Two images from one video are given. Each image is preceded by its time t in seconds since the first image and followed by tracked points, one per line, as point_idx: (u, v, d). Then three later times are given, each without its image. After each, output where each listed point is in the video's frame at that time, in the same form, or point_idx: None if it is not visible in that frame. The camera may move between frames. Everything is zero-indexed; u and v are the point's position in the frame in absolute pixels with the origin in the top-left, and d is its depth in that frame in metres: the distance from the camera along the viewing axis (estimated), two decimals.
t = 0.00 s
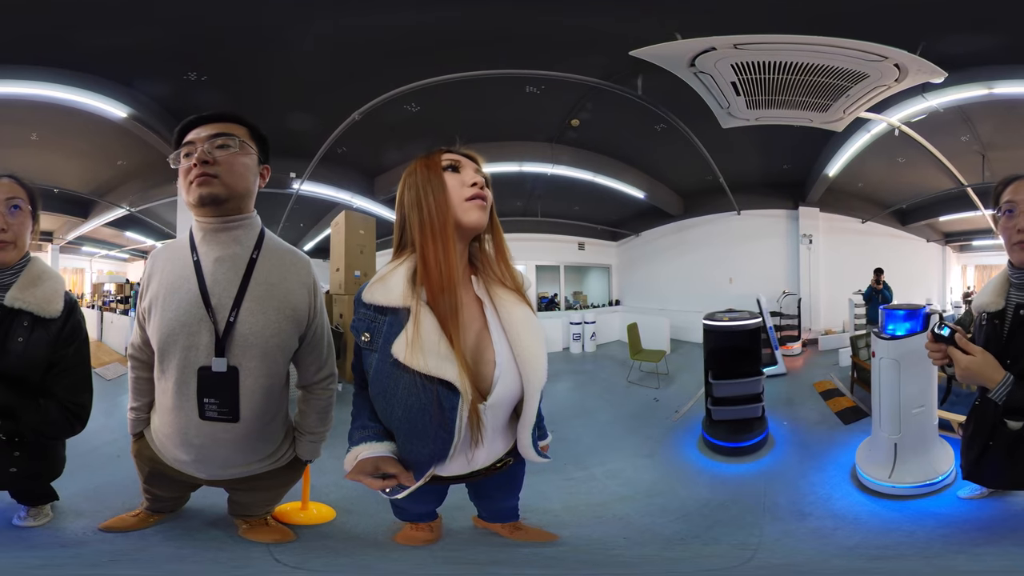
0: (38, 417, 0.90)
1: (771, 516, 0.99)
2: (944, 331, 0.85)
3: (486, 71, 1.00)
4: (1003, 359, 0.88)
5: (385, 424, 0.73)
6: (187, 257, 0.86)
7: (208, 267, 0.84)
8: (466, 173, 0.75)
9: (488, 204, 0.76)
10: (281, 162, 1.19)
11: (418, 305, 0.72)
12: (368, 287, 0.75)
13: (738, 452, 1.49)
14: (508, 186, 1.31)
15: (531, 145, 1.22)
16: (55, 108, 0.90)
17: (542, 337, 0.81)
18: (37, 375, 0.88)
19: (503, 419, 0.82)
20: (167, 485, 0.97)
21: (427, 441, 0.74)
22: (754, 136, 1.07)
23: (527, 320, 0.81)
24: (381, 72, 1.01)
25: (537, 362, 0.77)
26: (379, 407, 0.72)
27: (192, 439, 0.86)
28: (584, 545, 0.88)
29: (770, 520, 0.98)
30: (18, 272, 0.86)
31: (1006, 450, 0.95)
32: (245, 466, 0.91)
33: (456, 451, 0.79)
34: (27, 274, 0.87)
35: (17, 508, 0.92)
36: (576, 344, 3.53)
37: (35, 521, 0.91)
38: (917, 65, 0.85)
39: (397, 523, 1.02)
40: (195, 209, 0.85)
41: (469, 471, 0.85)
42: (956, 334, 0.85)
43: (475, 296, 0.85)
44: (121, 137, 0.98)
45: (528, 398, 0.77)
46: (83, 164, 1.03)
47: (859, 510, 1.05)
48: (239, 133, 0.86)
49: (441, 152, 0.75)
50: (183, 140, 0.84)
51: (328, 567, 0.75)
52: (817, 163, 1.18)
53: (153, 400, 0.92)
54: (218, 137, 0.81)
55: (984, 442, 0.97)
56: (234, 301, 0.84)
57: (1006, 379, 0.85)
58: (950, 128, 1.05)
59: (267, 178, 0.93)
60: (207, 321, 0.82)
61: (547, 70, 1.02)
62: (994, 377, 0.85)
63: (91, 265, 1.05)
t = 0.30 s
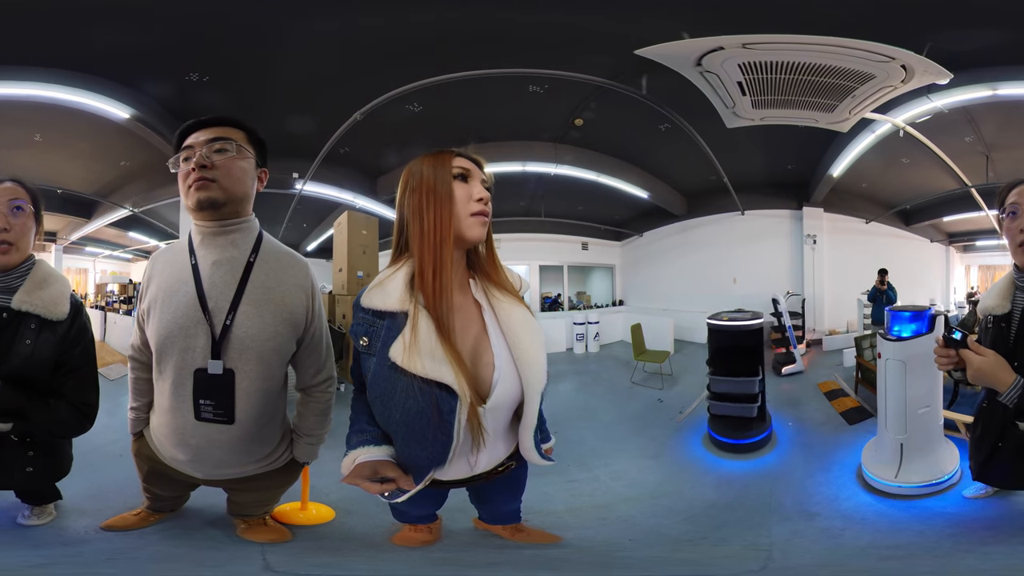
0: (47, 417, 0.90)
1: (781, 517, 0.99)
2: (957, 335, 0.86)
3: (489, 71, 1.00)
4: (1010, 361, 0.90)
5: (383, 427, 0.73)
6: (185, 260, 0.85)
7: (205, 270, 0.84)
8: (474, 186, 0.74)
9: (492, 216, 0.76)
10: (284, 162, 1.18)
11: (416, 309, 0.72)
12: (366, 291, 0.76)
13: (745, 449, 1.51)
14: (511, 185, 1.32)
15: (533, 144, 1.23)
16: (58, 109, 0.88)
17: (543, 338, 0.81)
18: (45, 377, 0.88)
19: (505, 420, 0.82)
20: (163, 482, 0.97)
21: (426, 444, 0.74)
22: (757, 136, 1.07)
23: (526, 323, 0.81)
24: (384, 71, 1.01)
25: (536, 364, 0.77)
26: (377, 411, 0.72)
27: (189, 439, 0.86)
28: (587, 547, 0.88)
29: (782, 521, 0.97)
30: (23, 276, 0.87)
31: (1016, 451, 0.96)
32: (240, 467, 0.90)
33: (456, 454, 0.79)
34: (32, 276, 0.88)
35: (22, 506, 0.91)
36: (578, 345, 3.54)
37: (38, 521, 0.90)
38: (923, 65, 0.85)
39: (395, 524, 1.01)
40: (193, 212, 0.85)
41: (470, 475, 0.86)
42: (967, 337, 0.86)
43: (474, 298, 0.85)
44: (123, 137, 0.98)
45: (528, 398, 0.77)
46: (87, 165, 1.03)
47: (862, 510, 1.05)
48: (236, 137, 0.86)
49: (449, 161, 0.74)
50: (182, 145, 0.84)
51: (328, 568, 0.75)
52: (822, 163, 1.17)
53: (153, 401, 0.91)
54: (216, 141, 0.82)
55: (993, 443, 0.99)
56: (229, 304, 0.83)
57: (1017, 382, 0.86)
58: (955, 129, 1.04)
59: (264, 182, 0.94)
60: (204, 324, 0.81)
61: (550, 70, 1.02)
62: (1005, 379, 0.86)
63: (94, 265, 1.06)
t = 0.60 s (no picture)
0: (53, 417, 0.90)
1: (784, 516, 0.99)
2: (955, 337, 0.87)
3: (492, 70, 1.00)
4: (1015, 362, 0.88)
5: (384, 427, 0.72)
6: (184, 259, 0.85)
7: (204, 269, 0.83)
8: (477, 185, 0.74)
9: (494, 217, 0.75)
10: (284, 162, 1.18)
11: (417, 309, 0.72)
12: (367, 290, 0.76)
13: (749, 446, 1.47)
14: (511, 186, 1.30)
15: (533, 144, 1.21)
16: (58, 109, 0.88)
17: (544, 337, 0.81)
18: (49, 376, 0.88)
19: (506, 420, 0.82)
20: (161, 483, 0.97)
21: (427, 444, 0.74)
22: (758, 137, 1.07)
23: (526, 322, 0.81)
24: (385, 71, 1.01)
25: (537, 364, 0.77)
26: (377, 411, 0.72)
27: (188, 436, 0.85)
28: (589, 547, 0.88)
29: (786, 519, 0.98)
30: (27, 274, 0.86)
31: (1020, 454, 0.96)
32: (238, 466, 0.90)
33: (456, 454, 0.79)
34: (36, 275, 0.87)
35: (21, 506, 0.91)
36: (579, 344, 3.54)
37: (36, 520, 0.90)
38: (923, 65, 0.86)
39: (393, 524, 1.01)
40: (193, 211, 0.85)
41: (470, 476, 0.86)
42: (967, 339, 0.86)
43: (475, 298, 0.85)
44: (123, 137, 0.98)
45: (529, 398, 0.77)
46: (86, 165, 1.02)
47: (864, 509, 1.05)
48: (236, 137, 0.86)
49: (452, 161, 0.73)
50: (181, 144, 0.84)
51: (327, 569, 0.75)
52: (823, 163, 1.17)
53: (153, 399, 0.91)
54: (214, 139, 0.82)
55: (996, 444, 0.99)
56: (229, 302, 0.83)
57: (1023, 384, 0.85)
58: (956, 129, 1.04)
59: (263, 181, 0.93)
60: (202, 321, 0.81)
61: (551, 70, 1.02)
62: (1009, 381, 0.85)
63: (94, 265, 1.05)
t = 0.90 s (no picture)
0: (56, 421, 0.91)
1: (785, 516, 0.99)
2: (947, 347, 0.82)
3: (495, 69, 1.00)
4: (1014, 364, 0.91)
5: (381, 431, 0.73)
6: (180, 262, 0.85)
7: (199, 272, 0.83)
8: (480, 192, 0.73)
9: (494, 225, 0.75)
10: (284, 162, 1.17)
11: (415, 313, 0.72)
12: (365, 293, 0.76)
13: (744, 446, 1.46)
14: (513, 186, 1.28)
15: (535, 144, 1.20)
16: (57, 110, 0.89)
17: (544, 343, 0.80)
18: (45, 379, 0.88)
19: (506, 424, 0.82)
20: (161, 483, 0.97)
21: (425, 448, 0.73)
22: (759, 137, 1.07)
23: (525, 327, 0.81)
24: (387, 72, 1.01)
25: (536, 369, 0.77)
26: (376, 414, 0.72)
27: (182, 437, 0.85)
28: (590, 548, 0.88)
29: (787, 520, 0.98)
30: (24, 276, 0.86)
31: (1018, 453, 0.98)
32: (233, 467, 0.90)
33: (456, 458, 0.79)
34: (33, 276, 0.87)
35: (22, 505, 0.91)
36: (581, 346, 3.54)
37: (38, 519, 0.90)
38: (925, 67, 0.87)
39: (392, 526, 1.01)
40: (190, 213, 0.85)
41: (470, 479, 0.86)
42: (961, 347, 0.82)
43: (475, 302, 0.85)
44: (122, 136, 0.97)
45: (528, 403, 0.76)
46: (86, 166, 1.03)
47: (868, 509, 1.05)
48: (233, 139, 0.86)
49: (454, 165, 0.72)
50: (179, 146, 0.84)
51: (326, 570, 0.74)
52: (824, 163, 1.17)
53: (149, 400, 0.92)
54: (213, 141, 0.82)
55: (996, 442, 1.02)
56: (223, 306, 0.82)
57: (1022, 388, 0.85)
58: (957, 129, 1.05)
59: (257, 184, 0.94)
60: (196, 325, 0.81)
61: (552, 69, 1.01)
62: (1006, 385, 0.84)
63: (95, 265, 1.04)
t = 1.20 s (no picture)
0: (53, 417, 0.92)
1: (786, 516, 0.99)
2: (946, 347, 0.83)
3: (495, 70, 1.00)
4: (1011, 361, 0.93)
5: (381, 429, 0.73)
6: (182, 261, 0.85)
7: (201, 271, 0.83)
8: (480, 192, 0.74)
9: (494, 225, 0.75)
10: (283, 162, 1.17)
11: (415, 312, 0.72)
12: (366, 292, 0.76)
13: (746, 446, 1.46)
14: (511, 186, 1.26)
15: (535, 145, 1.20)
16: (58, 110, 0.89)
17: (543, 343, 0.80)
18: (42, 376, 0.88)
19: (505, 423, 0.82)
20: (162, 482, 0.97)
21: (425, 446, 0.73)
22: (760, 136, 1.07)
23: (525, 326, 0.81)
24: (387, 71, 1.01)
25: (536, 367, 0.77)
26: (376, 412, 0.72)
27: (184, 436, 0.85)
28: (590, 548, 0.88)
29: (788, 520, 0.98)
30: (23, 274, 0.87)
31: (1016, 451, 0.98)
32: (235, 466, 0.90)
33: (456, 457, 0.78)
34: (32, 274, 0.88)
35: (23, 505, 0.91)
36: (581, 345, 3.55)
37: (39, 519, 0.90)
38: (925, 66, 0.88)
39: (391, 525, 1.01)
40: (192, 212, 0.85)
41: (469, 477, 0.86)
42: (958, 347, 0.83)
43: (475, 300, 0.85)
44: (123, 136, 0.97)
45: (527, 401, 0.76)
46: (86, 166, 1.03)
47: (868, 509, 1.05)
48: (237, 139, 0.87)
49: (455, 164, 0.72)
50: (184, 144, 0.84)
51: (326, 570, 0.74)
52: (824, 162, 1.17)
53: (150, 400, 0.91)
54: (220, 140, 0.82)
55: (994, 441, 1.02)
56: (225, 304, 0.83)
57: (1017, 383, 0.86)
58: (957, 129, 1.04)
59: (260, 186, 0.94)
60: (198, 323, 0.81)
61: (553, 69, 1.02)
62: (1007, 378, 0.84)
63: (95, 265, 1.03)
